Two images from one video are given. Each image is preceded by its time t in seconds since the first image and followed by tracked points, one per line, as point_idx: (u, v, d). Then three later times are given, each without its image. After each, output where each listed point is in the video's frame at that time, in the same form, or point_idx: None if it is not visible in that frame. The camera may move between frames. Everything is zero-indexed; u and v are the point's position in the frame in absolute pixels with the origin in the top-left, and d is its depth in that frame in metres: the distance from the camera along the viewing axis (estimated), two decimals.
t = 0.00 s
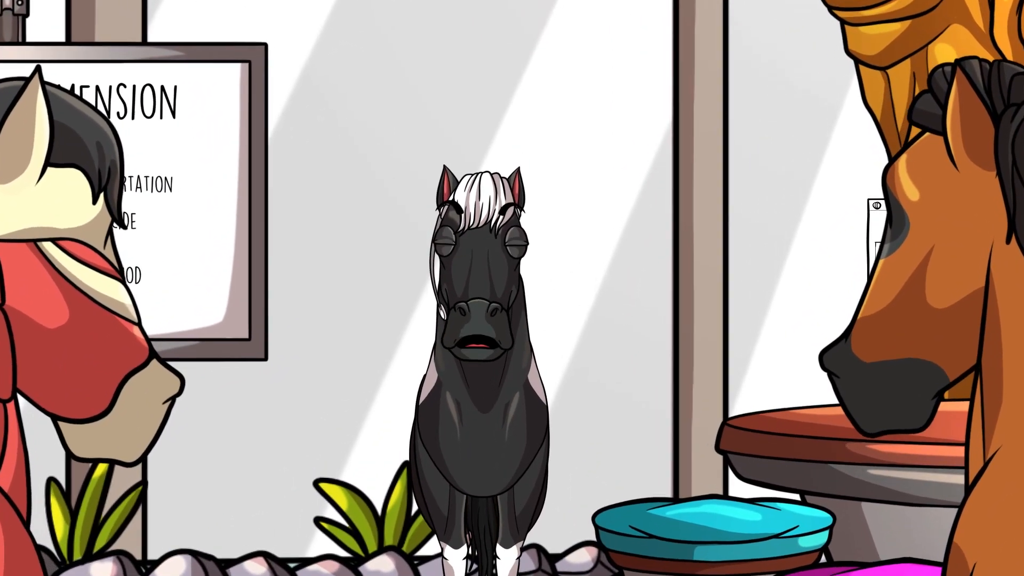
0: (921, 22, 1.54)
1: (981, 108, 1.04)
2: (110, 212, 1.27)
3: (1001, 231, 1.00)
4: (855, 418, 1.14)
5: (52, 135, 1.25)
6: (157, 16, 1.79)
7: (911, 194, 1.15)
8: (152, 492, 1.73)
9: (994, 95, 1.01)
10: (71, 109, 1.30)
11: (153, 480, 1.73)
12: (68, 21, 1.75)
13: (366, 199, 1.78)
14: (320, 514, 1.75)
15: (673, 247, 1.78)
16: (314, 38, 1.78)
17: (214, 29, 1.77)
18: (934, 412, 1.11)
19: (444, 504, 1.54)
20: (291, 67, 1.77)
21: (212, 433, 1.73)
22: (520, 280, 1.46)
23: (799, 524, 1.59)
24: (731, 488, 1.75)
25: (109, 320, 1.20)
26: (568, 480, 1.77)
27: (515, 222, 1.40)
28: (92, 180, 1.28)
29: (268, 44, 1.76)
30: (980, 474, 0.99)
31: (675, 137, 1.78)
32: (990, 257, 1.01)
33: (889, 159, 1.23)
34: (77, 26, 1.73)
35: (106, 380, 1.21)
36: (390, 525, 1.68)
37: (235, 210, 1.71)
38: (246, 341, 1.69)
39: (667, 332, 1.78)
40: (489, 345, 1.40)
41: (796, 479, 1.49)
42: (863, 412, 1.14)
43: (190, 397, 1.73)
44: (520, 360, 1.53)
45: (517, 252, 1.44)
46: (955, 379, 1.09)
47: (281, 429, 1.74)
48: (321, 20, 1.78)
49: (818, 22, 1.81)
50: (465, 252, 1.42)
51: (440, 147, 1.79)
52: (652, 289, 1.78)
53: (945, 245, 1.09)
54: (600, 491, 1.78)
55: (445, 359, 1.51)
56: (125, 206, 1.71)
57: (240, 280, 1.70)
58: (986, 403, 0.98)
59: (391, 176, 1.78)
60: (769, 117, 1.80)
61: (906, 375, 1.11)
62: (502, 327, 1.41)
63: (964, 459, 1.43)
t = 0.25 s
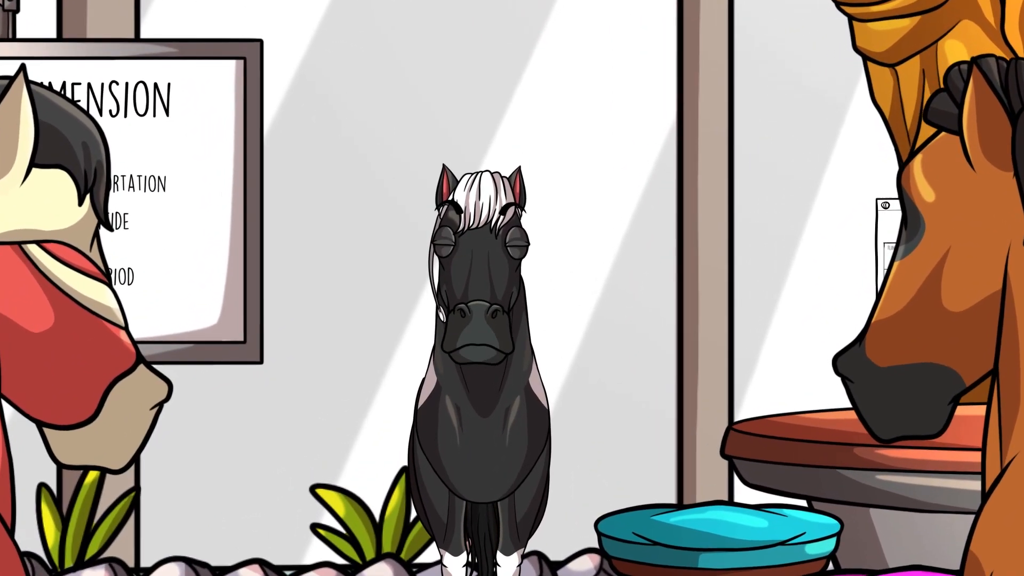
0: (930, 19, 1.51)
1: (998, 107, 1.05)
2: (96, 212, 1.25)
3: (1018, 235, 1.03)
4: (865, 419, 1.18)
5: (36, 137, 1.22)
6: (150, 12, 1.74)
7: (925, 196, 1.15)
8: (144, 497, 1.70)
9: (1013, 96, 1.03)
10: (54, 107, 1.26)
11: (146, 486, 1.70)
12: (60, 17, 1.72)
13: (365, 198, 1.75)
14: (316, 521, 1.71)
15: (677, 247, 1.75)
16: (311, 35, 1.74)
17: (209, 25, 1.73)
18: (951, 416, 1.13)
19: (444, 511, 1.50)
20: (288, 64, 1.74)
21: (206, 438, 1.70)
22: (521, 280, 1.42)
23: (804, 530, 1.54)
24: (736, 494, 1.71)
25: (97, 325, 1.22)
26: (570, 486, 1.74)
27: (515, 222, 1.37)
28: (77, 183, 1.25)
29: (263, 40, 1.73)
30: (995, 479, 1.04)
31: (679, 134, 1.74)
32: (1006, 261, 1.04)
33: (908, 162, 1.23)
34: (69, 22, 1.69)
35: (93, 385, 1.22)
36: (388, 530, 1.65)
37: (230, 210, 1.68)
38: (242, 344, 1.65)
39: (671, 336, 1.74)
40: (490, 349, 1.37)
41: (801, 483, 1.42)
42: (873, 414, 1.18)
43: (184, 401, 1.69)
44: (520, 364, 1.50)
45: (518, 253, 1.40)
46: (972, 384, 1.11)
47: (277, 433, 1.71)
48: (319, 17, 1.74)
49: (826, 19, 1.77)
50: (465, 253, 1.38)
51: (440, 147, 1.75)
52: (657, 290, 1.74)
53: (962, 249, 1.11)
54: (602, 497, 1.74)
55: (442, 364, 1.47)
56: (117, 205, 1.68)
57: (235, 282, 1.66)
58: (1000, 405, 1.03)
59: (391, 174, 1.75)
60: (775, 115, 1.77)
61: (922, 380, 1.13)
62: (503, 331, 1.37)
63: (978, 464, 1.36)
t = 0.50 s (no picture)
0: (941, 14, 1.47)
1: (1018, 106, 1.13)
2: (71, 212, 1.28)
3: None
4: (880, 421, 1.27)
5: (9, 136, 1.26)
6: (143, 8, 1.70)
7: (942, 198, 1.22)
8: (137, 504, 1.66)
9: None
10: (41, 109, 1.58)
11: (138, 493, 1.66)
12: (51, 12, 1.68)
13: (363, 199, 1.71)
14: (313, 528, 1.68)
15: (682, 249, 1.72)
16: (307, 31, 1.70)
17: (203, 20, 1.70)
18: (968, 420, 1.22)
19: (444, 515, 1.55)
20: (284, 61, 1.70)
21: (200, 443, 1.66)
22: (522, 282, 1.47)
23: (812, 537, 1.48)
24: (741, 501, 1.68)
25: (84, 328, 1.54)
26: (572, 492, 1.70)
27: (515, 222, 1.42)
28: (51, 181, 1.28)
29: (259, 36, 1.69)
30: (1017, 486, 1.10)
31: (683, 132, 1.70)
32: None
33: (923, 163, 1.30)
34: (60, 17, 1.66)
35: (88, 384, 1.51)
36: (386, 539, 1.63)
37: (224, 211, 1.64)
38: (236, 346, 1.63)
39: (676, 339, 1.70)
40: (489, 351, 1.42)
41: (808, 490, 1.30)
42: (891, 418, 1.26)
43: (178, 406, 1.66)
44: (520, 370, 1.53)
45: (518, 254, 1.45)
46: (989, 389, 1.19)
47: (273, 438, 1.68)
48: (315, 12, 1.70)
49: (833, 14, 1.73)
50: (465, 253, 1.43)
51: (439, 146, 1.71)
52: (661, 292, 1.71)
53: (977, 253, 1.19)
54: (605, 503, 1.70)
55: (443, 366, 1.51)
56: (109, 205, 1.63)
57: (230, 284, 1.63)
58: None
59: (390, 174, 1.71)
60: (781, 113, 1.73)
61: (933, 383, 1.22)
62: (503, 333, 1.41)
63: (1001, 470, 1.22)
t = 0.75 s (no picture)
0: (952, 9, 1.43)
1: None
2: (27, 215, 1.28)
3: None
4: (895, 428, 1.24)
5: None
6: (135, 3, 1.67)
7: (960, 197, 1.19)
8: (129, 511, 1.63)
9: None
10: (28, 110, 1.56)
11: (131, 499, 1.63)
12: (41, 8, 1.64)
13: (361, 198, 1.68)
14: (309, 535, 1.65)
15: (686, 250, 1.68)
16: (304, 29, 1.67)
17: (197, 17, 1.66)
18: (986, 427, 1.19)
19: (443, 523, 1.52)
20: (280, 59, 1.67)
21: (194, 449, 1.63)
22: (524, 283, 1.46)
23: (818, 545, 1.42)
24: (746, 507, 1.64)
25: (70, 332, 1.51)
26: (574, 499, 1.67)
27: (517, 223, 1.41)
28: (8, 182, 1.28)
29: (254, 33, 1.65)
30: None
31: (688, 130, 1.67)
32: None
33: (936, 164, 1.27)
34: (51, 13, 1.62)
35: (68, 393, 1.49)
36: (384, 546, 1.59)
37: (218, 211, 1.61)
38: (231, 350, 1.59)
39: (681, 342, 1.66)
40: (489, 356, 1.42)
41: (815, 496, 1.27)
42: (905, 423, 1.23)
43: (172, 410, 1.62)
44: (522, 372, 1.51)
45: (519, 255, 1.44)
46: (1007, 396, 1.17)
47: (269, 442, 1.64)
48: (312, 9, 1.67)
49: (840, 11, 1.70)
50: (465, 253, 1.42)
51: (438, 146, 1.68)
52: (666, 294, 1.67)
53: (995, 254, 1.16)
54: (607, 509, 1.67)
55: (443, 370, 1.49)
56: (101, 205, 1.60)
57: (224, 287, 1.60)
58: None
59: (390, 173, 1.68)
60: (787, 112, 1.70)
61: (950, 388, 1.19)
62: (503, 336, 1.41)
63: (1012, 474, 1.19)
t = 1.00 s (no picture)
0: (962, 5, 1.39)
1: None
2: None
3: None
4: (911, 434, 1.21)
5: None
6: None
7: (977, 199, 1.17)
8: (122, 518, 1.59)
9: None
10: (15, 111, 1.55)
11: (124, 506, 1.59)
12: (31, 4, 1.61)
13: (359, 201, 1.64)
14: (306, 542, 1.61)
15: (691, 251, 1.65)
16: (301, 24, 1.63)
17: (191, 12, 1.63)
18: (1004, 433, 1.17)
19: (443, 531, 1.49)
20: (276, 55, 1.63)
21: (188, 454, 1.59)
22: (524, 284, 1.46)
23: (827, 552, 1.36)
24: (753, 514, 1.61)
25: (54, 338, 1.52)
26: (576, 505, 1.63)
27: (517, 224, 1.41)
28: None
29: (249, 29, 1.62)
30: None
31: (693, 128, 1.63)
32: None
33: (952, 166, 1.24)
34: (41, 9, 1.59)
35: (51, 399, 1.50)
36: (383, 553, 1.55)
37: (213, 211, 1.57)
38: (225, 353, 1.56)
39: (687, 345, 1.63)
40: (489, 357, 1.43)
41: (824, 503, 1.22)
42: (920, 430, 1.20)
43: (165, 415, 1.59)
44: (523, 375, 1.48)
45: (519, 255, 1.44)
46: None
47: (265, 447, 1.61)
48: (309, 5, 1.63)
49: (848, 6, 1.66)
50: (465, 254, 1.43)
51: (438, 145, 1.65)
52: (672, 296, 1.63)
53: (1013, 257, 1.15)
54: (611, 516, 1.63)
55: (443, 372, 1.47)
56: (93, 205, 1.56)
57: (219, 288, 1.56)
58: None
59: (389, 173, 1.64)
60: (794, 109, 1.66)
61: (968, 394, 1.17)
62: (503, 338, 1.42)
63: None
